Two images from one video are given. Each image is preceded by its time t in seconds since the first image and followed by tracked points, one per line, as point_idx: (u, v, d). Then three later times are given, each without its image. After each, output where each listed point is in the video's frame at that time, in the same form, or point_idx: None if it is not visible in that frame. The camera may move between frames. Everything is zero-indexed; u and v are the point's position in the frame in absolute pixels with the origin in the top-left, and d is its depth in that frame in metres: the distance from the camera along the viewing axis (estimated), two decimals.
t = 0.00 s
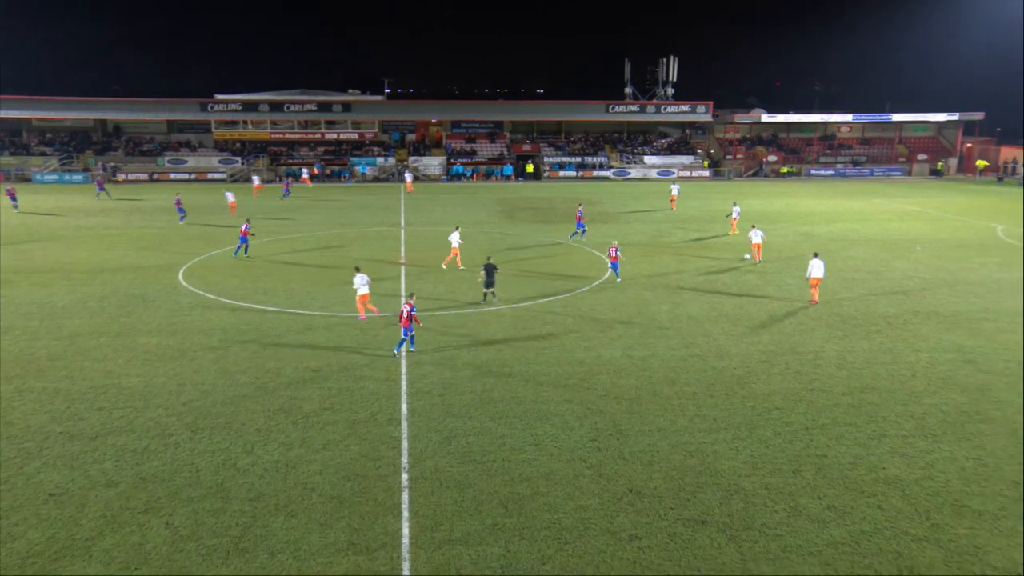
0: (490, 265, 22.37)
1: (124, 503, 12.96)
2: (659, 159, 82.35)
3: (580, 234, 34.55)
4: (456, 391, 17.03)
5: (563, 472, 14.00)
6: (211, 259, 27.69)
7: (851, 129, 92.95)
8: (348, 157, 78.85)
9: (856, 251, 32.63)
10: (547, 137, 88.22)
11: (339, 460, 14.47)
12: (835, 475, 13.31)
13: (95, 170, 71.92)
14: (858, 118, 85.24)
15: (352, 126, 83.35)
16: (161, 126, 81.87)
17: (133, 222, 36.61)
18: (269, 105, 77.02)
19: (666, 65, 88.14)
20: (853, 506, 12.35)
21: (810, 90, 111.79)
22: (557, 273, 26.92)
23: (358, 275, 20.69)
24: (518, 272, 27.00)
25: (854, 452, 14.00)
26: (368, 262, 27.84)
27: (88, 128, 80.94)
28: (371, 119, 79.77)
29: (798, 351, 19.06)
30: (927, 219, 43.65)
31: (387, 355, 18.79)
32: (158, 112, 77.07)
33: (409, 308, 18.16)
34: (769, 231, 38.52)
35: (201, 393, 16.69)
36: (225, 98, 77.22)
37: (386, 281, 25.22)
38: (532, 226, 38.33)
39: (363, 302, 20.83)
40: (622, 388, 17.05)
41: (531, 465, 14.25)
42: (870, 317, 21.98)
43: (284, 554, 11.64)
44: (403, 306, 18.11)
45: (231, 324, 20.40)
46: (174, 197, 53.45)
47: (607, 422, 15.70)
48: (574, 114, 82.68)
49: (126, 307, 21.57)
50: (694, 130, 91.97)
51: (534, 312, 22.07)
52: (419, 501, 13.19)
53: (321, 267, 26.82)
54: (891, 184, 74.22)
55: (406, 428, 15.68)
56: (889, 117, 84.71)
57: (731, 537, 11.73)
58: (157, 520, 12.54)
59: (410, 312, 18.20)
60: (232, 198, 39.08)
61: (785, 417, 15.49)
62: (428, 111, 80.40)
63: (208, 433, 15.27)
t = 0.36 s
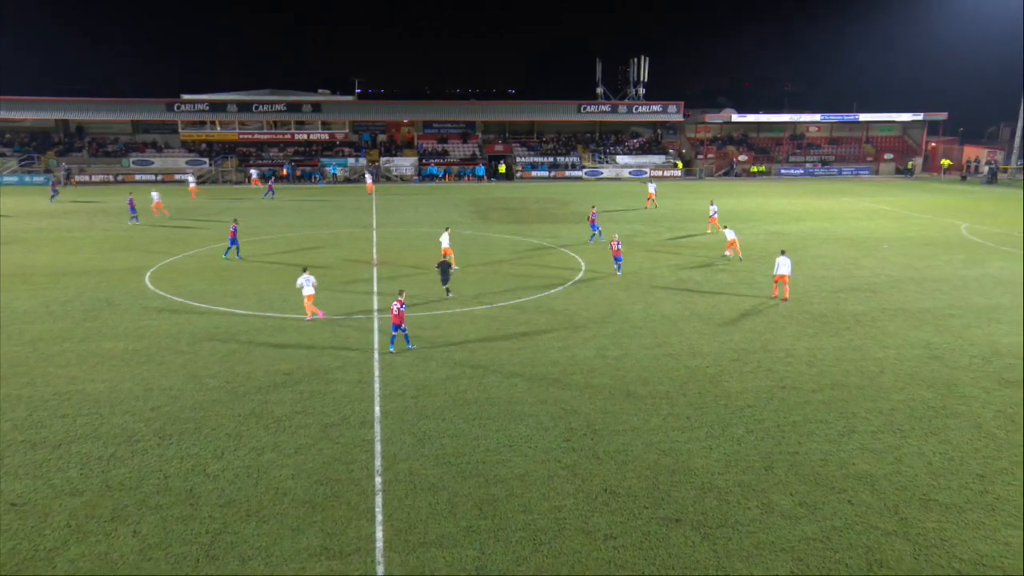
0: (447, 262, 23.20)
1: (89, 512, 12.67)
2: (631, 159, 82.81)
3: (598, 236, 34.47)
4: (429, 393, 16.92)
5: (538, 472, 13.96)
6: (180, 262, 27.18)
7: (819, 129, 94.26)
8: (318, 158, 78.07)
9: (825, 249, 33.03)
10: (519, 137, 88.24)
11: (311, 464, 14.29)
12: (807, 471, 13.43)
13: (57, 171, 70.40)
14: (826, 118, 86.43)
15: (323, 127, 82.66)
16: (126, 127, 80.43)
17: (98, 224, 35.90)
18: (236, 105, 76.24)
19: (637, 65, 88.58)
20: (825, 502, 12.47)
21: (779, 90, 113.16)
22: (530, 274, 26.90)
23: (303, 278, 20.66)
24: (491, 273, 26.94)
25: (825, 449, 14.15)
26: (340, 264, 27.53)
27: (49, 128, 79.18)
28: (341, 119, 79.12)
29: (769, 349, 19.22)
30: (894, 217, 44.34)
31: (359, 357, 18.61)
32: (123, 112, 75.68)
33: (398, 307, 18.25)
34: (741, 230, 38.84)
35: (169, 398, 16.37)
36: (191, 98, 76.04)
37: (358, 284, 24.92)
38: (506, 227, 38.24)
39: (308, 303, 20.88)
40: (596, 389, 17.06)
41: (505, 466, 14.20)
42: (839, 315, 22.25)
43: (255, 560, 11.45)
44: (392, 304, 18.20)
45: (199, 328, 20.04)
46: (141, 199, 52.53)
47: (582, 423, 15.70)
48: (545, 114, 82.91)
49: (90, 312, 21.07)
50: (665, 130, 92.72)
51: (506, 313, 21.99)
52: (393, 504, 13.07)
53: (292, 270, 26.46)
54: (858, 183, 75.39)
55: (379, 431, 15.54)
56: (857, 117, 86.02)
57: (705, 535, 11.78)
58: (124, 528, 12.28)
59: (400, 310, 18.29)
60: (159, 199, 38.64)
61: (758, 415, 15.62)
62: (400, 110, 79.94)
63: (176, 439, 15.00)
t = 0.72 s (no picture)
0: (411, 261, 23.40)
1: (73, 518, 12.49)
2: (620, 159, 83.06)
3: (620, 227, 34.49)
4: (418, 395, 16.80)
5: (527, 475, 13.89)
6: (165, 265, 26.84)
7: (808, 129, 94.55)
8: (305, 159, 77.61)
9: (814, 250, 33.18)
10: (508, 138, 88.23)
11: (298, 469, 14.14)
12: (797, 472, 13.42)
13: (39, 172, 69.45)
14: (814, 119, 86.99)
15: (310, 128, 82.30)
16: (109, 128, 79.74)
17: (82, 226, 35.53)
18: (222, 106, 75.58)
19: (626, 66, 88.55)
20: (814, 502, 12.46)
21: (768, 90, 113.73)
22: (519, 275, 26.83)
23: (258, 279, 20.31)
24: (480, 274, 26.85)
25: (814, 449, 14.15)
26: (328, 267, 27.29)
27: (31, 129, 78.24)
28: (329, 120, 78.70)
29: (759, 349, 19.24)
30: (882, 218, 44.62)
31: (348, 360, 18.44)
32: (106, 112, 75.01)
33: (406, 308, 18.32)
34: (730, 231, 38.98)
35: (154, 402, 16.15)
36: (175, 99, 75.47)
37: (348, 286, 24.68)
38: (495, 228, 38.11)
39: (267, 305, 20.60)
40: (586, 390, 17.00)
41: (494, 469, 14.11)
42: (828, 315, 22.32)
43: (242, 565, 11.32)
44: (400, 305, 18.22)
45: (185, 331, 19.80)
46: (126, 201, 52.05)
47: (571, 425, 15.64)
48: (535, 115, 82.56)
49: (73, 315, 20.75)
50: (653, 130, 93.31)
51: (497, 315, 21.88)
52: (381, 508, 12.95)
53: (280, 273, 26.22)
54: (845, 184, 75.91)
55: (367, 434, 15.43)
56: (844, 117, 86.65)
57: (695, 537, 11.74)
58: (109, 534, 12.10)
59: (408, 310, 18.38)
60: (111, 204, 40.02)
61: (747, 415, 15.62)
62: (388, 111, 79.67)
63: (162, 443, 14.82)
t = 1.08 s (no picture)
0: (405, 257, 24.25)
1: (97, 518, 12.57)
2: (642, 163, 82.78)
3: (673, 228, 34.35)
4: (440, 399, 16.76)
5: (549, 481, 13.79)
6: (188, 267, 26.95)
7: (834, 133, 92.80)
8: (326, 161, 78.10)
9: (841, 255, 32.81)
10: (528, 141, 88.26)
11: (319, 472, 14.14)
12: (823, 481, 13.22)
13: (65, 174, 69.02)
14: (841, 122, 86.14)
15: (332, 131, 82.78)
16: (133, 131, 80.63)
17: (108, 228, 35.95)
18: (245, 109, 76.08)
19: (647, 69, 87.70)
20: (842, 513, 12.26)
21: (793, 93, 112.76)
22: (541, 279, 26.80)
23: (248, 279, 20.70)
24: (502, 277, 26.87)
25: (841, 458, 13.94)
26: (350, 270, 27.29)
27: (57, 132, 79.29)
28: (352, 123, 79.28)
29: (785, 356, 18.99)
30: (910, 223, 44.09)
31: (370, 362, 18.43)
32: (131, 115, 75.89)
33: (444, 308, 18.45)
34: (754, 235, 38.68)
35: (178, 403, 16.20)
36: (199, 102, 76.15)
37: (370, 289, 24.63)
38: (516, 232, 37.97)
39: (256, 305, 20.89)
40: (609, 396, 16.87)
41: (516, 475, 14.02)
42: (855, 321, 22.01)
43: (264, 568, 11.32)
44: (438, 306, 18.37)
45: (208, 333, 19.89)
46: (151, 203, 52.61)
47: (594, 430, 15.52)
48: (555, 119, 82.75)
49: (98, 316, 20.87)
50: (676, 134, 93.23)
51: (518, 319, 21.77)
52: (402, 512, 12.91)
53: (303, 276, 26.26)
54: (871, 188, 75.04)
55: (388, 437, 15.42)
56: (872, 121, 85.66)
57: (720, 546, 11.58)
58: (132, 534, 12.16)
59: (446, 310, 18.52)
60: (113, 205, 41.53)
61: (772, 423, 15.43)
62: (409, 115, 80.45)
63: (186, 444, 14.89)
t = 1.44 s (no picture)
0: (448, 257, 25.47)
1: (184, 509, 12.98)
2: (727, 171, 80.48)
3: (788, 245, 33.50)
4: (515, 406, 16.67)
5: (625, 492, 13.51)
6: (270, 269, 27.56)
7: (933, 138, 89.72)
8: (406, 166, 79.44)
9: (939, 268, 31.23)
10: (608, 146, 87.71)
11: (395, 474, 14.24)
12: (917, 507, 12.54)
13: (159, 178, 71.77)
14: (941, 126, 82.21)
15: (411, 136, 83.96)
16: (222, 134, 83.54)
17: (201, 228, 37.44)
18: (328, 113, 77.82)
19: (735, 73, 85.73)
20: (938, 542, 11.58)
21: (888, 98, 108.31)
22: (619, 286, 26.49)
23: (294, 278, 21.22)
24: (580, 283, 26.72)
25: (937, 484, 13.18)
26: (429, 274, 27.45)
27: (152, 136, 82.94)
28: (430, 127, 80.19)
29: (877, 373, 18.15)
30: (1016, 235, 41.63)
31: (447, 365, 18.49)
32: (221, 120, 78.82)
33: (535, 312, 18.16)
34: (844, 245, 37.29)
35: (260, 401, 16.59)
36: (284, 107, 78.46)
37: (448, 293, 24.68)
38: (593, 239, 37.53)
39: (300, 303, 21.37)
40: (687, 408, 16.45)
41: (591, 485, 13.79)
42: (954, 339, 20.87)
43: (340, 567, 11.44)
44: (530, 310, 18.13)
45: (288, 333, 20.32)
46: (238, 204, 54.50)
47: (671, 443, 15.17)
48: (633, 123, 82.53)
49: (186, 314, 21.58)
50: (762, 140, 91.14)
51: (595, 327, 21.45)
52: (476, 517, 12.87)
53: (383, 279, 26.54)
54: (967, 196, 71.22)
55: (463, 442, 15.44)
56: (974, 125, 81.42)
57: (804, 569, 11.09)
58: (216, 526, 12.49)
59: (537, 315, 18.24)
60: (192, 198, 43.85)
61: (862, 442, 14.74)
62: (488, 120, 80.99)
63: (267, 441, 15.24)
